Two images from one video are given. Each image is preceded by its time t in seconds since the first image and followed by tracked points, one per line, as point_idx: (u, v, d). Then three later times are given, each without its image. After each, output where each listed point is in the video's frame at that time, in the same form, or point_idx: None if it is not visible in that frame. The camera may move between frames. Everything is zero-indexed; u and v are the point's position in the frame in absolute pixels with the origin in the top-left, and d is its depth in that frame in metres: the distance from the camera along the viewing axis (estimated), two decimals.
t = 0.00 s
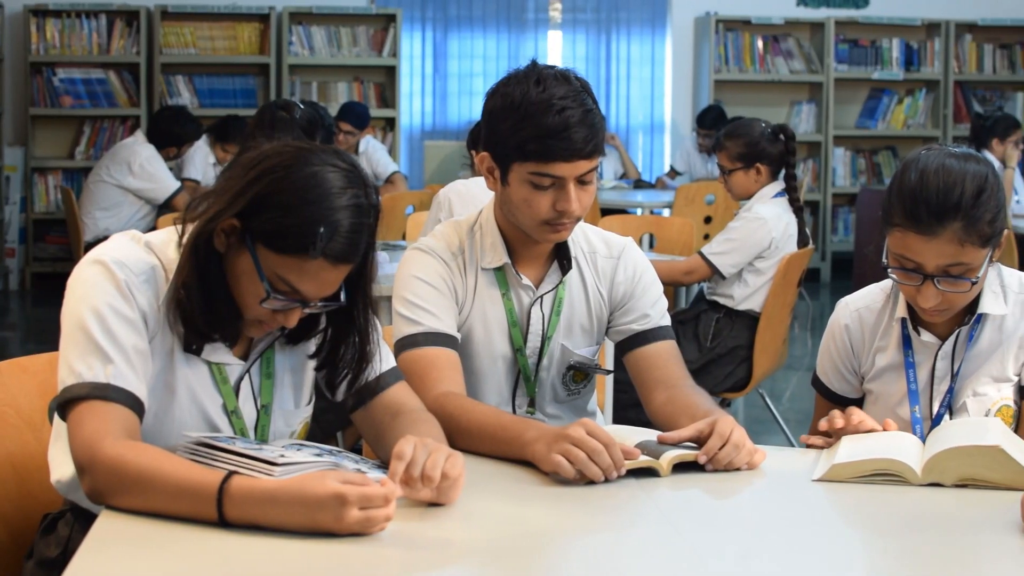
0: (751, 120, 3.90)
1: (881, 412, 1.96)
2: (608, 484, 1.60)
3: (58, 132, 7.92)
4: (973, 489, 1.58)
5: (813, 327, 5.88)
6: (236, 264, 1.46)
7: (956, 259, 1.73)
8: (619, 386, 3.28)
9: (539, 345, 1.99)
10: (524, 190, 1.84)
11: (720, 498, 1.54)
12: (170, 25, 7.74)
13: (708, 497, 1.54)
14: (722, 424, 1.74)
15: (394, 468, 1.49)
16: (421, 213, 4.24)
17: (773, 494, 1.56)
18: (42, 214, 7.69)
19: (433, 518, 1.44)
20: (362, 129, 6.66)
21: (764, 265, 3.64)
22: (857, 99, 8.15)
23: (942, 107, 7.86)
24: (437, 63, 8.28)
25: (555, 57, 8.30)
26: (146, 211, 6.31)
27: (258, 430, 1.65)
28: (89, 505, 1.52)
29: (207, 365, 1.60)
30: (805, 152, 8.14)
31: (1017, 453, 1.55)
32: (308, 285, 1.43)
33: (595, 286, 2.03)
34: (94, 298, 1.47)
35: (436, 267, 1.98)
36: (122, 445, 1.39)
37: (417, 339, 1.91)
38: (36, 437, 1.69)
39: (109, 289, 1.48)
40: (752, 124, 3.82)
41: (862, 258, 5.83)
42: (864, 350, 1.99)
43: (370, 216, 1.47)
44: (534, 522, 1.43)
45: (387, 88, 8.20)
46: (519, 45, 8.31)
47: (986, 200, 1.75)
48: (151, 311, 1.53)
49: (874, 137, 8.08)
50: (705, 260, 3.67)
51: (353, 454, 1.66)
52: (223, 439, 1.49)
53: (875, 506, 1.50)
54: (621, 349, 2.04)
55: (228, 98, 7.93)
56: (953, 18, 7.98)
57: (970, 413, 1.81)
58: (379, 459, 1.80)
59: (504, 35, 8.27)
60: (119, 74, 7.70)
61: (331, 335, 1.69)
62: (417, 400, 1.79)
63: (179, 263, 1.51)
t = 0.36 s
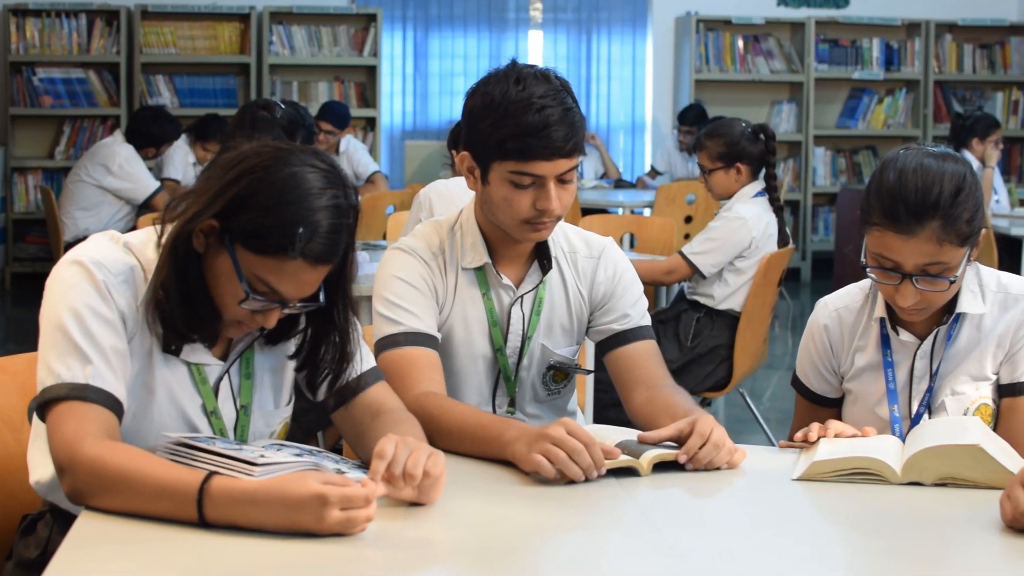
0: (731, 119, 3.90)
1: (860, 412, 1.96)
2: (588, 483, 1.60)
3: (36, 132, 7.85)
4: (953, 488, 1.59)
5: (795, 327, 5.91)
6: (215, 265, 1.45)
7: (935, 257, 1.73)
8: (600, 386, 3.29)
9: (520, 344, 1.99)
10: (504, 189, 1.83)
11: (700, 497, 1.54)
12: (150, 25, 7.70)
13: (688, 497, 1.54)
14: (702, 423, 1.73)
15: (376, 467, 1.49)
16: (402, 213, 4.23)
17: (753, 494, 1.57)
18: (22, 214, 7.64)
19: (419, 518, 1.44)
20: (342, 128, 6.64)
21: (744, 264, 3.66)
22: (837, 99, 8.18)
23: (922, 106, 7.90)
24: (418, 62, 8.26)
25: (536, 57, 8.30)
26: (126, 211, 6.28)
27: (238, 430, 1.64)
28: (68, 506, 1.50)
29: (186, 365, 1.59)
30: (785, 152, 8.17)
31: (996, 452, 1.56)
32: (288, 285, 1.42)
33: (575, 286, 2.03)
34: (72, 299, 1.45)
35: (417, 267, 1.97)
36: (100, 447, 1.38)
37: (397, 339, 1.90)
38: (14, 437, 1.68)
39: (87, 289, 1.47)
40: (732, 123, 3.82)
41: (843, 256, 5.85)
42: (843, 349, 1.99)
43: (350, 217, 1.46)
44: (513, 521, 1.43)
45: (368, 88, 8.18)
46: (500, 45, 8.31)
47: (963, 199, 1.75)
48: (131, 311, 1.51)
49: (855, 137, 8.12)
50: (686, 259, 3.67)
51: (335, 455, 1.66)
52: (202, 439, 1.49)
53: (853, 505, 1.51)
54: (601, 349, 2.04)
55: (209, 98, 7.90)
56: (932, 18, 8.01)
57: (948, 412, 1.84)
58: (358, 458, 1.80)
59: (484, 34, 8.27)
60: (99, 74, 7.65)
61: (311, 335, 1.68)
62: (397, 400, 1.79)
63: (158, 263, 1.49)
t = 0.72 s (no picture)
0: (710, 119, 3.90)
1: (838, 411, 1.97)
2: (567, 483, 1.59)
3: (14, 131, 7.77)
4: (932, 487, 1.59)
5: (774, 326, 5.93)
6: (193, 265, 1.43)
7: (913, 256, 1.74)
8: (579, 385, 3.29)
9: (499, 344, 1.98)
10: (482, 189, 1.82)
11: (678, 497, 1.54)
12: (128, 24, 7.64)
13: (667, 496, 1.54)
14: (681, 422, 1.73)
15: (355, 468, 1.47)
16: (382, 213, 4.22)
17: (732, 492, 1.56)
18: None
19: (398, 519, 1.43)
20: (321, 127, 6.60)
21: (723, 264, 3.66)
22: (816, 98, 8.22)
23: (900, 106, 7.94)
24: (397, 62, 8.24)
25: (516, 57, 8.29)
26: (104, 212, 6.21)
27: (217, 430, 1.62)
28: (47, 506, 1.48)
29: (165, 365, 1.57)
30: (764, 152, 8.19)
31: (974, 452, 1.56)
32: (266, 285, 1.40)
33: (554, 286, 2.02)
34: (51, 298, 1.43)
35: (395, 267, 1.96)
36: (77, 447, 1.36)
37: (376, 339, 1.89)
38: None
39: (66, 289, 1.44)
40: (711, 123, 3.83)
41: (822, 255, 5.88)
42: (821, 348, 1.99)
43: (327, 216, 1.45)
44: (491, 521, 1.42)
45: (347, 88, 8.15)
46: (480, 45, 8.30)
47: (941, 198, 1.76)
48: (109, 311, 1.49)
49: (833, 136, 8.16)
50: (665, 259, 3.68)
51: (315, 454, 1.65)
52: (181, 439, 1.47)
53: (832, 504, 1.51)
54: (580, 349, 2.03)
55: (188, 97, 7.85)
56: (911, 18, 8.06)
57: (926, 410, 1.85)
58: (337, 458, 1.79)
59: (464, 34, 8.26)
60: (77, 73, 7.59)
61: (290, 336, 1.67)
62: (376, 400, 1.77)
63: (136, 263, 1.47)
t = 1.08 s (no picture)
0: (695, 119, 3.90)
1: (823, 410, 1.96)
2: (552, 483, 1.58)
3: None
4: (916, 486, 1.59)
5: (760, 325, 5.95)
6: (181, 264, 1.42)
7: (897, 254, 1.74)
8: (564, 385, 3.28)
9: (483, 344, 1.97)
10: (466, 189, 1.82)
11: (664, 497, 1.53)
12: (113, 24, 7.59)
13: (652, 496, 1.53)
14: (666, 422, 1.72)
15: (340, 469, 1.46)
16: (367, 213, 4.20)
17: (718, 492, 1.56)
18: None
19: (382, 518, 1.42)
20: (307, 127, 6.57)
21: (708, 264, 3.66)
22: (801, 98, 8.23)
23: (885, 106, 7.97)
24: (382, 62, 8.22)
25: (500, 56, 8.28)
26: (89, 212, 6.17)
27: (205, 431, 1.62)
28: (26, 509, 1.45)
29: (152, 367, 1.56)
30: (749, 151, 8.21)
31: (959, 451, 1.56)
32: (253, 284, 1.39)
33: (538, 286, 2.01)
34: (25, 311, 1.41)
35: (380, 267, 1.95)
36: (22, 441, 1.38)
37: (362, 339, 1.88)
38: None
39: (41, 302, 1.42)
40: (696, 122, 3.82)
41: (807, 254, 5.89)
42: (807, 347, 1.98)
43: (314, 215, 1.44)
44: (476, 521, 1.41)
45: (332, 87, 8.12)
46: (465, 45, 8.28)
47: (924, 195, 1.76)
48: (90, 318, 1.47)
49: (818, 136, 8.18)
50: (650, 259, 3.67)
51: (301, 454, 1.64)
52: (167, 440, 1.51)
53: (817, 503, 1.51)
54: (565, 349, 2.02)
55: (173, 97, 7.81)
56: (896, 18, 8.08)
57: (911, 410, 1.85)
58: (321, 457, 1.77)
59: (449, 34, 8.24)
60: (62, 73, 7.54)
61: (278, 334, 1.67)
62: (361, 400, 1.76)
63: (122, 262, 1.46)
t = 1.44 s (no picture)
0: (679, 119, 3.91)
1: (808, 408, 1.96)
2: (536, 483, 1.58)
3: None
4: (900, 485, 1.59)
5: (744, 325, 5.95)
6: (163, 264, 1.40)
7: (882, 252, 1.74)
8: (549, 385, 3.27)
9: (468, 344, 1.96)
10: (451, 189, 1.80)
11: (649, 496, 1.52)
12: (97, 24, 7.54)
13: (637, 496, 1.53)
14: (650, 421, 1.72)
15: (324, 470, 1.44)
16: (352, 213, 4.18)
17: (702, 491, 1.55)
18: None
19: (365, 518, 1.41)
20: (291, 127, 6.55)
21: (692, 263, 3.66)
22: (785, 98, 8.25)
23: (869, 106, 8.00)
24: (367, 61, 8.19)
25: (485, 56, 8.27)
26: (72, 213, 6.11)
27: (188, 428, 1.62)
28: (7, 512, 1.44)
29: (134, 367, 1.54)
30: (733, 151, 8.22)
31: (943, 450, 1.56)
32: (235, 285, 1.38)
33: (523, 285, 2.00)
34: (6, 312, 1.39)
35: (365, 266, 1.93)
36: (5, 440, 1.37)
37: (345, 339, 1.87)
38: None
39: (23, 303, 1.40)
40: (681, 123, 3.83)
41: (791, 253, 5.91)
42: (792, 345, 1.97)
43: (297, 216, 1.43)
44: (459, 521, 1.40)
45: (316, 87, 8.10)
46: (449, 45, 8.27)
47: (910, 194, 1.76)
48: (72, 320, 1.45)
49: (803, 136, 8.20)
50: (634, 258, 3.67)
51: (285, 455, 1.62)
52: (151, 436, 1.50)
53: (801, 502, 1.50)
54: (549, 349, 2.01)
55: (157, 97, 7.76)
56: (879, 18, 8.11)
57: (895, 409, 1.85)
58: (305, 457, 1.76)
59: (433, 34, 8.22)
60: (45, 73, 7.50)
61: (258, 336, 1.66)
62: (345, 401, 1.74)
63: (103, 262, 1.44)
